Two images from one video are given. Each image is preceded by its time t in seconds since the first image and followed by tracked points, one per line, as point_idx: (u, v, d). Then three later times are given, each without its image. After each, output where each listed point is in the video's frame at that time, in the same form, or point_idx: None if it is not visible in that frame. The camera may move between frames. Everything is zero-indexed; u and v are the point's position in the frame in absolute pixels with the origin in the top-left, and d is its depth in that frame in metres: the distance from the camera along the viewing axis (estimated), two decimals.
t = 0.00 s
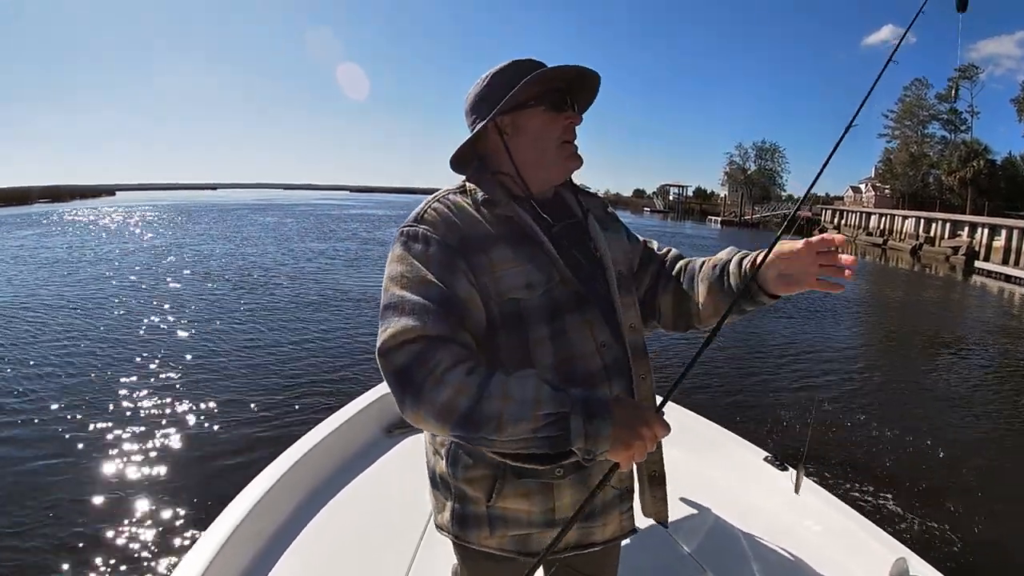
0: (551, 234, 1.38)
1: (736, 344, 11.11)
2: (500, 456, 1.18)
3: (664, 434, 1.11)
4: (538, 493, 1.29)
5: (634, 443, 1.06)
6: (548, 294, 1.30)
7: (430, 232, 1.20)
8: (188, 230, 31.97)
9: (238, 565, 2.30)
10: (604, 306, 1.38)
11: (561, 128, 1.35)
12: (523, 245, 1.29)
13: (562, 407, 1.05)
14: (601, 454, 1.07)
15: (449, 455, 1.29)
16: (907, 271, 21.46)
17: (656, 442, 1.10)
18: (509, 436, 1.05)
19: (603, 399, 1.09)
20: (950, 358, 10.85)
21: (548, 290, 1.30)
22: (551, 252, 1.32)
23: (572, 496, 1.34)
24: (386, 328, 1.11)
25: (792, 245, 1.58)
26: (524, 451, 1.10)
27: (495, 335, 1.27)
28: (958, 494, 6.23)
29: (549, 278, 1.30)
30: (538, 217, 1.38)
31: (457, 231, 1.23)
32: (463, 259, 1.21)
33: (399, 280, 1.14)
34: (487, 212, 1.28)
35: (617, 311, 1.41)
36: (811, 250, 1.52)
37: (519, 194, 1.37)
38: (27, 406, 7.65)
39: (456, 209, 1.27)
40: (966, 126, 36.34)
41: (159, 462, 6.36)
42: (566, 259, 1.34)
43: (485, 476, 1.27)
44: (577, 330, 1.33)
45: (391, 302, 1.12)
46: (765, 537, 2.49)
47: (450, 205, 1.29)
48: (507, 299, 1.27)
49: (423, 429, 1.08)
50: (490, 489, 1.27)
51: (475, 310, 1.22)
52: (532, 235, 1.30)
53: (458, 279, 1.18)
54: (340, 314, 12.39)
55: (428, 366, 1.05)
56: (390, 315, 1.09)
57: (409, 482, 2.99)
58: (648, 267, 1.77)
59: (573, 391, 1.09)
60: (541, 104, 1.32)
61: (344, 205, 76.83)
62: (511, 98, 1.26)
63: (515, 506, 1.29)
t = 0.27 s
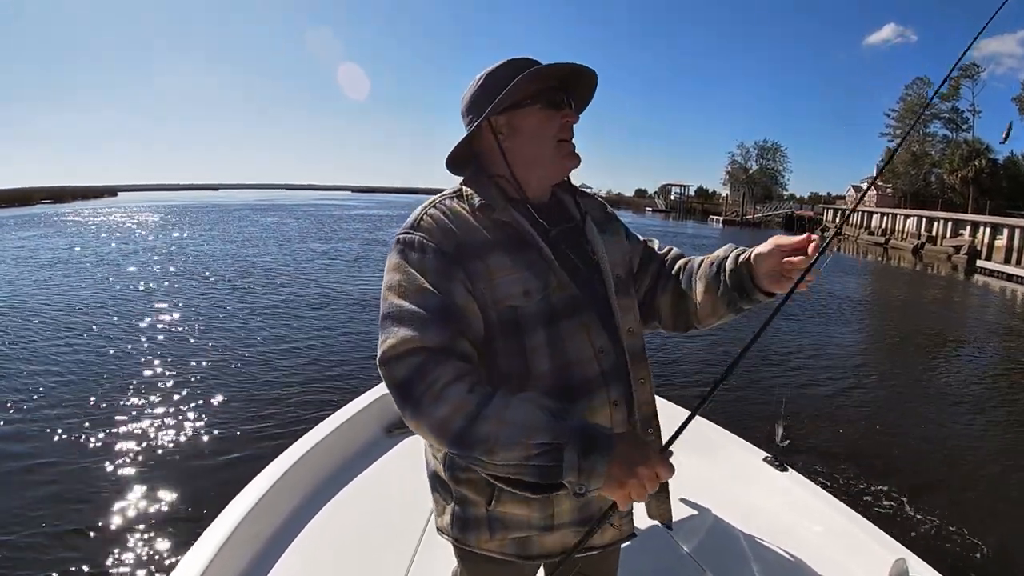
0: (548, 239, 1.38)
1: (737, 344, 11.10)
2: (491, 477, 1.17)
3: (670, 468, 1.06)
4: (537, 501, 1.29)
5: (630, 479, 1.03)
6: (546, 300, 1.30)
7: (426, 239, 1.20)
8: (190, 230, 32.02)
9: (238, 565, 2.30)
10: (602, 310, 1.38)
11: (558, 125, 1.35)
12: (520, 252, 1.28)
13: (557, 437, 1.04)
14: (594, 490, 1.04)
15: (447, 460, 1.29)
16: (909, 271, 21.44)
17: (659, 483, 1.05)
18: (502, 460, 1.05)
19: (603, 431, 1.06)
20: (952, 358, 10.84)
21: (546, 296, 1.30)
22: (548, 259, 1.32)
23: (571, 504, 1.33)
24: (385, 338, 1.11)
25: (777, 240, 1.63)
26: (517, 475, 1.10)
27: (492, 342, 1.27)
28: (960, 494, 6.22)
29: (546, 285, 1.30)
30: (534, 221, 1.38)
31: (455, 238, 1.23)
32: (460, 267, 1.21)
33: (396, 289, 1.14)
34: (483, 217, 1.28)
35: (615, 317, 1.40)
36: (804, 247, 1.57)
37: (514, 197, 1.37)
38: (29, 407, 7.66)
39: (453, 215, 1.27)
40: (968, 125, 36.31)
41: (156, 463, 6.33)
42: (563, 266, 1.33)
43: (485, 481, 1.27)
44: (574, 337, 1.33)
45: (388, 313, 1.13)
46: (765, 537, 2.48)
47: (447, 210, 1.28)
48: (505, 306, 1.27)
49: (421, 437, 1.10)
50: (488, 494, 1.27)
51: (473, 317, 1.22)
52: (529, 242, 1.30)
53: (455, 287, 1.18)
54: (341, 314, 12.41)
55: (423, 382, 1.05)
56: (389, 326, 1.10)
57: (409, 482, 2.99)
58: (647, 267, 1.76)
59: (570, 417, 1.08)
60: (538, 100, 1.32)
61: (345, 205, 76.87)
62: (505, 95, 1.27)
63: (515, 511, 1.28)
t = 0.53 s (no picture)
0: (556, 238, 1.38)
1: (739, 344, 11.10)
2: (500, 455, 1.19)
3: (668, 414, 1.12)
4: (542, 498, 1.29)
5: (632, 430, 1.06)
6: (553, 300, 1.30)
7: (432, 238, 1.20)
8: (191, 231, 32.01)
9: (239, 566, 2.30)
10: (609, 311, 1.38)
11: (562, 120, 1.35)
12: (527, 251, 1.28)
13: (555, 402, 1.06)
14: (598, 447, 1.07)
15: (452, 463, 1.28)
16: (910, 270, 21.39)
17: (658, 426, 1.10)
18: (506, 436, 1.06)
19: (597, 390, 1.10)
20: (954, 357, 10.82)
21: (553, 297, 1.30)
22: (555, 257, 1.32)
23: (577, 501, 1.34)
24: (387, 340, 1.12)
25: (717, 199, 1.65)
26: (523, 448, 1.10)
27: (498, 342, 1.27)
28: (963, 495, 6.20)
29: (553, 285, 1.30)
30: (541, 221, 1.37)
31: (459, 238, 1.23)
32: (467, 266, 1.21)
33: (402, 289, 1.14)
34: (489, 216, 1.28)
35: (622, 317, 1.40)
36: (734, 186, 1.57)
37: (521, 196, 1.37)
38: (30, 408, 7.66)
39: (458, 213, 1.27)
40: (969, 124, 36.25)
41: (155, 464, 6.34)
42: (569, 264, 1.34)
43: (491, 481, 1.27)
44: (581, 337, 1.33)
45: (392, 313, 1.13)
46: (765, 537, 2.48)
47: (453, 208, 1.28)
48: (513, 307, 1.27)
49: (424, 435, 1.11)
50: (494, 494, 1.27)
51: (478, 317, 1.22)
52: (536, 240, 1.30)
53: (461, 288, 1.19)
54: (342, 314, 12.42)
55: (428, 377, 1.06)
56: (391, 327, 1.10)
57: (409, 482, 2.99)
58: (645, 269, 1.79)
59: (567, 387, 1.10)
60: (541, 97, 1.32)
61: (347, 205, 76.91)
62: (509, 94, 1.27)
63: (521, 512, 1.29)
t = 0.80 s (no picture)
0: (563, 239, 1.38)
1: (740, 344, 11.10)
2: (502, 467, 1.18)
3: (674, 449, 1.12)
4: (545, 499, 1.29)
5: (643, 460, 1.07)
6: (561, 301, 1.29)
7: (443, 236, 1.19)
8: (192, 231, 31.99)
9: (240, 566, 2.30)
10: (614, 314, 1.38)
11: (568, 122, 1.35)
12: (535, 253, 1.28)
13: (569, 424, 1.08)
14: (608, 472, 1.08)
15: (455, 462, 1.27)
16: (912, 271, 21.36)
17: (669, 458, 1.11)
18: (515, 450, 1.08)
19: (612, 414, 1.10)
20: (955, 358, 10.81)
21: (561, 297, 1.30)
22: (560, 258, 1.32)
23: (578, 504, 1.34)
24: (397, 337, 1.11)
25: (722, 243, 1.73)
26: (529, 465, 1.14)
27: (507, 343, 1.26)
28: (964, 496, 6.18)
29: (561, 285, 1.30)
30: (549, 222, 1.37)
31: (469, 236, 1.22)
32: (477, 266, 1.21)
33: (411, 287, 1.14)
34: (498, 215, 1.28)
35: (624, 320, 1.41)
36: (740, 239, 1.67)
37: (530, 197, 1.36)
38: (29, 407, 7.66)
39: (468, 212, 1.26)
40: (971, 124, 36.21)
41: (151, 464, 6.34)
42: (575, 266, 1.34)
43: (493, 482, 1.26)
44: (588, 338, 1.33)
45: (402, 311, 1.12)
46: (764, 536, 2.48)
47: (463, 206, 1.27)
48: (522, 307, 1.26)
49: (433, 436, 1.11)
50: (496, 494, 1.27)
51: (487, 318, 1.22)
52: (542, 242, 1.30)
53: (471, 288, 1.18)
54: (343, 314, 12.42)
55: (438, 379, 1.07)
56: (401, 324, 1.10)
57: (410, 482, 2.99)
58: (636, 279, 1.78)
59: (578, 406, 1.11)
60: (548, 100, 1.32)
61: (348, 205, 76.99)
62: (519, 95, 1.27)
63: (522, 511, 1.28)
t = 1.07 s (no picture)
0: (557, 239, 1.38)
1: (741, 345, 11.08)
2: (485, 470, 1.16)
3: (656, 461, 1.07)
4: (540, 499, 1.29)
5: (624, 464, 1.05)
6: (553, 302, 1.29)
7: (436, 238, 1.19)
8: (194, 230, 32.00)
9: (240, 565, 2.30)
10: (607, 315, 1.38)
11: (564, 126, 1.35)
12: (527, 255, 1.28)
13: (550, 426, 1.06)
14: (589, 476, 1.06)
15: (451, 461, 1.28)
16: (914, 272, 21.32)
17: (652, 464, 1.08)
18: (495, 454, 1.07)
19: (594, 417, 1.09)
20: (956, 359, 10.79)
21: (553, 298, 1.29)
22: (553, 260, 1.32)
23: (575, 503, 1.33)
24: (388, 338, 1.12)
25: (732, 258, 1.73)
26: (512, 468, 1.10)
27: (499, 344, 1.26)
28: (964, 499, 6.14)
29: (553, 286, 1.30)
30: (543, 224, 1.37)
31: (461, 238, 1.22)
32: (469, 267, 1.21)
33: (403, 287, 1.14)
34: (492, 217, 1.28)
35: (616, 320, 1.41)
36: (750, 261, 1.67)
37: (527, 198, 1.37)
38: (28, 406, 7.67)
39: (463, 214, 1.27)
40: (973, 125, 36.16)
41: (148, 464, 6.35)
42: (568, 267, 1.34)
43: (487, 483, 1.26)
44: (582, 340, 1.32)
45: (395, 311, 1.13)
46: (765, 536, 2.47)
47: (456, 208, 1.27)
48: (514, 309, 1.26)
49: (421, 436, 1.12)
50: (489, 495, 1.26)
51: (479, 319, 1.22)
52: (533, 244, 1.30)
53: (463, 289, 1.18)
54: (344, 314, 12.42)
55: (427, 379, 1.07)
56: (392, 326, 1.11)
57: (411, 482, 2.99)
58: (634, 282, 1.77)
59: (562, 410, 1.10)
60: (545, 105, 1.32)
61: (351, 205, 77.19)
62: (512, 99, 1.27)
63: (518, 511, 1.28)
